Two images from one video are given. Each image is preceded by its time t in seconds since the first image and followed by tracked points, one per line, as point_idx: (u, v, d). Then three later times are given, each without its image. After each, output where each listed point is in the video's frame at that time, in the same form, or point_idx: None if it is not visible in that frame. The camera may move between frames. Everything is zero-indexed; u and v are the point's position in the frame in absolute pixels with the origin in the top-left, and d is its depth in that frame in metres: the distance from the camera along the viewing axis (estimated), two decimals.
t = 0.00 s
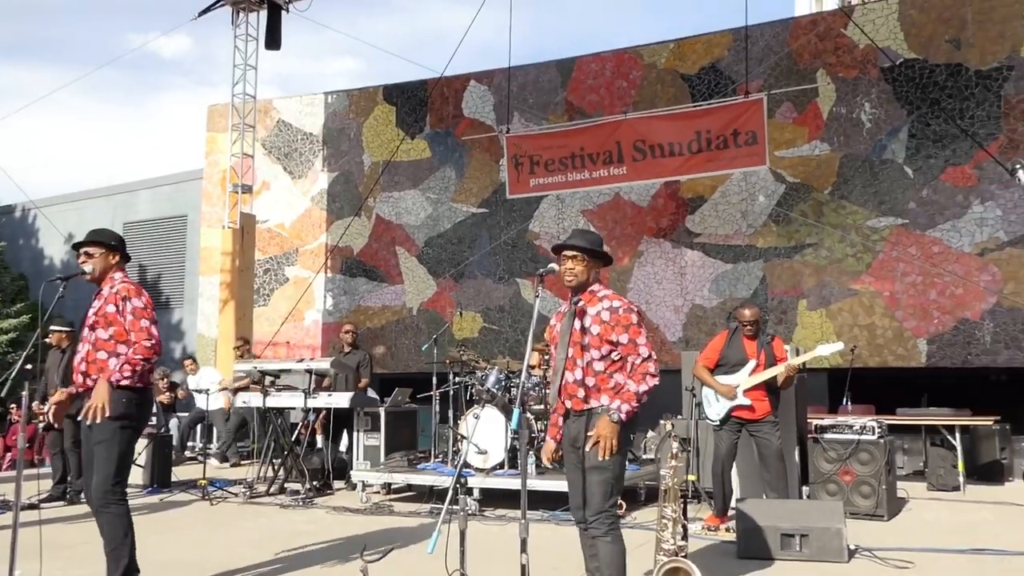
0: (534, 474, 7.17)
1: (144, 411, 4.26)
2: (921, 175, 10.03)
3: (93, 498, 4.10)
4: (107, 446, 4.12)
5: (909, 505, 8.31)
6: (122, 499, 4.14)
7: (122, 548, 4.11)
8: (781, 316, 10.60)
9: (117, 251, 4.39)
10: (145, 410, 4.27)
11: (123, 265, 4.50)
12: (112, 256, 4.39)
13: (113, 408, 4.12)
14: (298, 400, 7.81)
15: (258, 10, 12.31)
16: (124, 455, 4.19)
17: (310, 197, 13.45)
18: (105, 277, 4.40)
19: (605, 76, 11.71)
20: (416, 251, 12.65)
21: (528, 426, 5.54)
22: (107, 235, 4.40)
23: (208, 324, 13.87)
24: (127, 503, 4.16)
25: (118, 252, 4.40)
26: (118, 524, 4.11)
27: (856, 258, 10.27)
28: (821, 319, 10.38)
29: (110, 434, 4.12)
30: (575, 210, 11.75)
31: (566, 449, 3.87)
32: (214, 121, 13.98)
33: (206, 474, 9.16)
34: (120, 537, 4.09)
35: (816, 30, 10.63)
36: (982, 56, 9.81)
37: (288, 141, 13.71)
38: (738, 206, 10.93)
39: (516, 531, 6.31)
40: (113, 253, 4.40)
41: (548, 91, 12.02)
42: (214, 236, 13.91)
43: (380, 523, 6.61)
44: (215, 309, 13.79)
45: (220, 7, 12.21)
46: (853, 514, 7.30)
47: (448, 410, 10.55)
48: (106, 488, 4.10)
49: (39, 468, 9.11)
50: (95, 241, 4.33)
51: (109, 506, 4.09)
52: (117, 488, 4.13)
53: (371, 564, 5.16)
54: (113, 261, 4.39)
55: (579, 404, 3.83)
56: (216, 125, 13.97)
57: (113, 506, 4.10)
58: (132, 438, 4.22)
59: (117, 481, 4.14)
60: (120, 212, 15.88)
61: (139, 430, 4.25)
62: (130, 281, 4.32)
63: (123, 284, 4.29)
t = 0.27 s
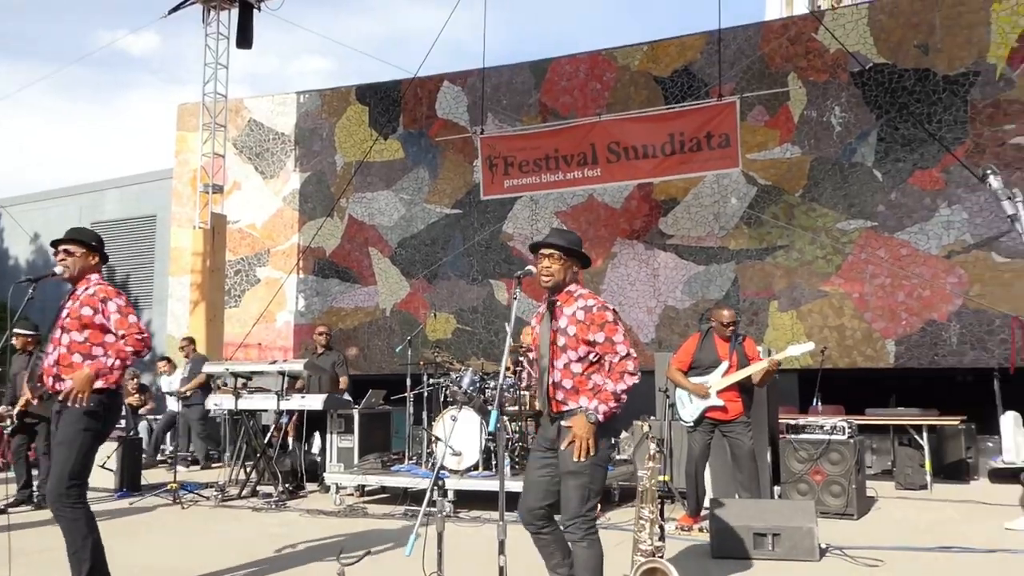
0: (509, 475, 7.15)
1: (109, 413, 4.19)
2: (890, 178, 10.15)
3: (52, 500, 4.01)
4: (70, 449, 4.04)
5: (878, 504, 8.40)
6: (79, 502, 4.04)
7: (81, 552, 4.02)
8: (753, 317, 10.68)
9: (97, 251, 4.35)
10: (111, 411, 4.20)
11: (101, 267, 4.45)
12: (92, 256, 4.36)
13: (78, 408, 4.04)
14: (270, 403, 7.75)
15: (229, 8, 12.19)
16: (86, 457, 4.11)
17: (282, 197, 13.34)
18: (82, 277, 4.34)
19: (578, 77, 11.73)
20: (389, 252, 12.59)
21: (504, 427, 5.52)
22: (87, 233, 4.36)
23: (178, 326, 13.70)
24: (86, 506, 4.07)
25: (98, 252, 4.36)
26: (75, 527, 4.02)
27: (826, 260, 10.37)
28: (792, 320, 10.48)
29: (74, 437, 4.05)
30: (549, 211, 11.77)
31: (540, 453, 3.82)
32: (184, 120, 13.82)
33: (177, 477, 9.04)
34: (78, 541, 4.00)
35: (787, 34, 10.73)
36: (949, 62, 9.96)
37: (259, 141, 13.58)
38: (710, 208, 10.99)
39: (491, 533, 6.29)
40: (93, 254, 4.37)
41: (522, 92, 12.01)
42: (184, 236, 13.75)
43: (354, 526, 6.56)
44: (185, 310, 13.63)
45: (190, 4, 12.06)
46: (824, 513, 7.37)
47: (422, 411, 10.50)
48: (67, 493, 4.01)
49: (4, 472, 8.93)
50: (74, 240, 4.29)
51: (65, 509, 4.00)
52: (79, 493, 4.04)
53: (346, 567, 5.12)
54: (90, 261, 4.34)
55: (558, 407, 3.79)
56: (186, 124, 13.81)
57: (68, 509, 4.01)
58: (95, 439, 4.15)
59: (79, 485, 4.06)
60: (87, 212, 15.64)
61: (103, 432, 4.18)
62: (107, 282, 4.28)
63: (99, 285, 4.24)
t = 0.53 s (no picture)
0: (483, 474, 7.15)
1: (83, 415, 4.14)
2: (857, 181, 10.28)
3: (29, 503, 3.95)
4: (45, 450, 3.99)
5: (845, 502, 8.51)
6: (59, 506, 4.00)
7: (57, 556, 3.98)
8: (724, 317, 10.76)
9: (73, 248, 4.27)
10: (84, 413, 4.15)
11: (75, 262, 4.37)
12: (68, 253, 4.27)
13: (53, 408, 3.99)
14: (241, 402, 7.67)
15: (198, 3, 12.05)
16: (61, 460, 4.06)
17: (252, 195, 13.22)
18: (56, 272, 4.26)
19: (551, 78, 11.75)
20: (360, 251, 12.52)
21: (479, 425, 5.51)
22: (62, 229, 4.27)
23: (145, 325, 13.52)
24: (64, 509, 4.03)
25: (73, 248, 4.28)
26: (54, 530, 3.97)
27: (795, 261, 10.48)
28: (762, 321, 10.58)
29: (47, 438, 4.00)
30: (521, 211, 11.79)
31: (517, 454, 3.87)
32: (152, 117, 13.64)
33: (145, 477, 8.92)
34: (54, 545, 3.96)
35: (758, 37, 10.83)
36: (916, 67, 10.11)
37: (229, 139, 13.45)
38: (682, 209, 11.06)
39: (465, 532, 6.27)
40: (70, 250, 4.27)
41: (494, 92, 12.01)
42: (151, 234, 13.58)
43: (326, 525, 6.51)
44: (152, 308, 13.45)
45: None
46: (793, 512, 7.43)
47: (394, 411, 10.46)
48: (45, 495, 3.96)
49: None
50: (49, 236, 4.19)
51: (44, 513, 3.95)
52: (55, 495, 4.00)
53: (319, 567, 5.08)
54: (65, 258, 4.26)
55: (530, 401, 3.81)
56: (154, 120, 13.64)
57: (48, 512, 3.97)
58: (70, 441, 4.09)
59: (56, 487, 4.01)
60: (52, 208, 15.38)
61: (76, 434, 4.12)
62: (82, 278, 4.21)
63: (74, 282, 4.17)
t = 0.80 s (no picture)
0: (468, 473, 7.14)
1: (64, 415, 4.10)
2: (839, 180, 10.35)
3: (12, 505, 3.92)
4: (28, 452, 3.95)
5: (828, 499, 8.56)
6: (41, 507, 3.96)
7: (40, 558, 3.93)
8: (707, 316, 10.80)
9: (51, 248, 4.23)
10: (66, 412, 4.11)
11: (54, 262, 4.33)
12: (46, 253, 4.23)
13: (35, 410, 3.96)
14: (224, 402, 7.62)
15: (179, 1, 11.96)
16: (43, 461, 4.01)
17: (234, 194, 13.14)
18: (35, 273, 4.21)
19: (534, 77, 11.75)
20: (343, 250, 12.47)
21: (465, 424, 5.51)
22: (39, 228, 4.23)
23: (126, 325, 13.41)
24: (47, 510, 3.99)
25: (50, 248, 4.24)
26: (36, 532, 3.94)
27: (777, 260, 10.54)
28: (745, 319, 10.62)
29: (29, 439, 3.96)
30: (505, 210, 11.79)
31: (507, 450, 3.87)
32: (133, 115, 13.54)
33: (127, 479, 8.84)
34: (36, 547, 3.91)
35: (740, 36, 10.88)
36: (896, 67, 10.19)
37: (210, 137, 13.36)
38: (665, 208, 11.09)
39: (451, 531, 6.26)
40: (48, 250, 4.24)
41: (478, 91, 12.00)
42: (132, 233, 13.47)
43: (311, 526, 6.48)
44: (133, 308, 13.34)
45: None
46: (777, 509, 7.47)
47: (378, 410, 10.42)
48: (27, 497, 3.93)
49: None
50: (25, 236, 4.16)
51: (26, 515, 3.91)
52: (37, 497, 3.96)
53: (305, 567, 5.05)
54: (44, 258, 4.22)
55: (513, 399, 3.81)
56: (134, 119, 13.53)
57: (30, 513, 3.93)
58: (51, 442, 4.05)
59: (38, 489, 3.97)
60: (31, 207, 15.22)
61: (58, 434, 4.08)
62: (62, 278, 4.17)
63: (53, 282, 4.12)
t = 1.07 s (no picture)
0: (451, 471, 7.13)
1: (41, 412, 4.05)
2: (819, 177, 10.41)
3: None
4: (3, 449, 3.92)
5: (810, 495, 8.62)
6: (12, 503, 3.94)
7: (12, 556, 3.91)
8: (689, 313, 10.84)
9: (26, 244, 4.17)
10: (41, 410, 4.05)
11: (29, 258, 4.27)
12: (20, 249, 4.17)
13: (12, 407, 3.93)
14: (205, 401, 7.58)
15: None
16: (18, 460, 3.98)
17: (215, 192, 13.05)
18: (10, 268, 4.15)
19: (517, 74, 11.75)
20: (325, 248, 12.42)
21: (448, 422, 5.48)
22: (15, 225, 4.17)
23: (105, 323, 13.29)
24: (20, 509, 3.96)
25: (27, 244, 4.18)
26: (9, 530, 3.91)
27: (759, 257, 10.59)
28: (726, 316, 10.67)
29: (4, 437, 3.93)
30: (487, 207, 11.78)
31: (490, 448, 3.86)
32: (111, 112, 13.41)
33: (106, 478, 8.77)
34: (8, 546, 3.89)
35: (721, 35, 10.92)
36: (875, 65, 10.27)
37: (190, 134, 13.26)
38: (647, 205, 11.12)
39: (434, 529, 6.25)
40: (22, 245, 4.18)
41: (460, 88, 11.98)
42: (111, 231, 13.35)
43: (293, 524, 6.45)
44: (112, 306, 13.22)
45: None
46: (757, 505, 7.52)
47: (360, 408, 10.38)
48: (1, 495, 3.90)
49: None
50: None
51: None
52: (10, 494, 3.93)
53: (287, 566, 5.03)
54: (18, 254, 4.16)
55: (495, 396, 3.81)
56: (113, 115, 13.40)
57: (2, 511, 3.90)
58: (26, 439, 4.01)
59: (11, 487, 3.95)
60: (8, 204, 15.05)
61: (33, 432, 4.03)
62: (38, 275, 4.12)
63: (30, 279, 4.07)
